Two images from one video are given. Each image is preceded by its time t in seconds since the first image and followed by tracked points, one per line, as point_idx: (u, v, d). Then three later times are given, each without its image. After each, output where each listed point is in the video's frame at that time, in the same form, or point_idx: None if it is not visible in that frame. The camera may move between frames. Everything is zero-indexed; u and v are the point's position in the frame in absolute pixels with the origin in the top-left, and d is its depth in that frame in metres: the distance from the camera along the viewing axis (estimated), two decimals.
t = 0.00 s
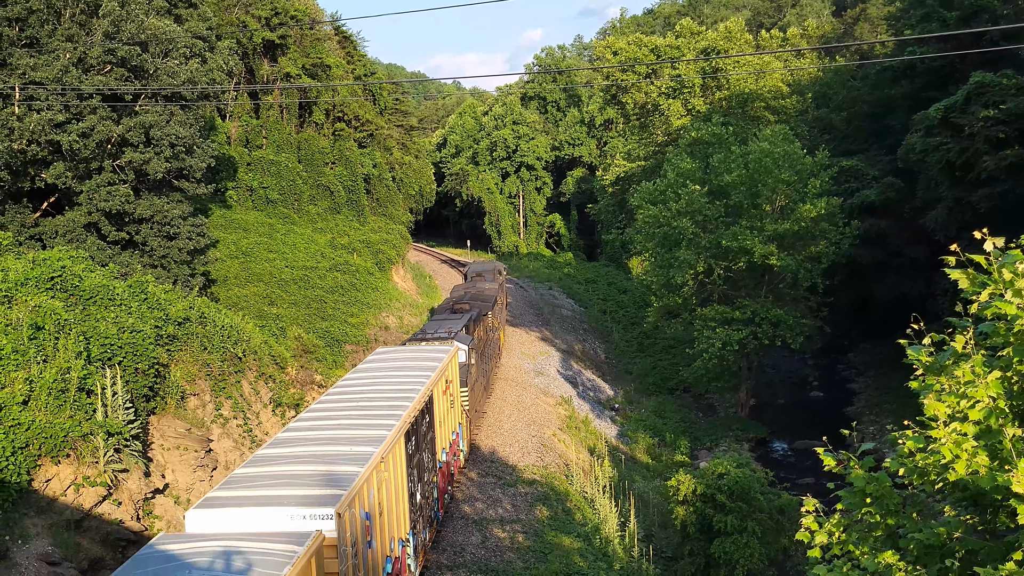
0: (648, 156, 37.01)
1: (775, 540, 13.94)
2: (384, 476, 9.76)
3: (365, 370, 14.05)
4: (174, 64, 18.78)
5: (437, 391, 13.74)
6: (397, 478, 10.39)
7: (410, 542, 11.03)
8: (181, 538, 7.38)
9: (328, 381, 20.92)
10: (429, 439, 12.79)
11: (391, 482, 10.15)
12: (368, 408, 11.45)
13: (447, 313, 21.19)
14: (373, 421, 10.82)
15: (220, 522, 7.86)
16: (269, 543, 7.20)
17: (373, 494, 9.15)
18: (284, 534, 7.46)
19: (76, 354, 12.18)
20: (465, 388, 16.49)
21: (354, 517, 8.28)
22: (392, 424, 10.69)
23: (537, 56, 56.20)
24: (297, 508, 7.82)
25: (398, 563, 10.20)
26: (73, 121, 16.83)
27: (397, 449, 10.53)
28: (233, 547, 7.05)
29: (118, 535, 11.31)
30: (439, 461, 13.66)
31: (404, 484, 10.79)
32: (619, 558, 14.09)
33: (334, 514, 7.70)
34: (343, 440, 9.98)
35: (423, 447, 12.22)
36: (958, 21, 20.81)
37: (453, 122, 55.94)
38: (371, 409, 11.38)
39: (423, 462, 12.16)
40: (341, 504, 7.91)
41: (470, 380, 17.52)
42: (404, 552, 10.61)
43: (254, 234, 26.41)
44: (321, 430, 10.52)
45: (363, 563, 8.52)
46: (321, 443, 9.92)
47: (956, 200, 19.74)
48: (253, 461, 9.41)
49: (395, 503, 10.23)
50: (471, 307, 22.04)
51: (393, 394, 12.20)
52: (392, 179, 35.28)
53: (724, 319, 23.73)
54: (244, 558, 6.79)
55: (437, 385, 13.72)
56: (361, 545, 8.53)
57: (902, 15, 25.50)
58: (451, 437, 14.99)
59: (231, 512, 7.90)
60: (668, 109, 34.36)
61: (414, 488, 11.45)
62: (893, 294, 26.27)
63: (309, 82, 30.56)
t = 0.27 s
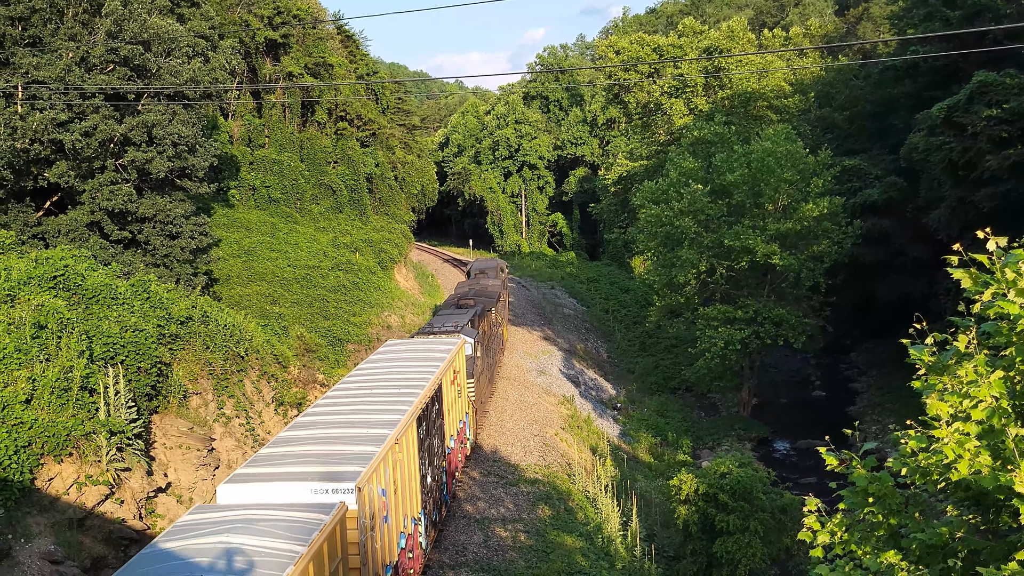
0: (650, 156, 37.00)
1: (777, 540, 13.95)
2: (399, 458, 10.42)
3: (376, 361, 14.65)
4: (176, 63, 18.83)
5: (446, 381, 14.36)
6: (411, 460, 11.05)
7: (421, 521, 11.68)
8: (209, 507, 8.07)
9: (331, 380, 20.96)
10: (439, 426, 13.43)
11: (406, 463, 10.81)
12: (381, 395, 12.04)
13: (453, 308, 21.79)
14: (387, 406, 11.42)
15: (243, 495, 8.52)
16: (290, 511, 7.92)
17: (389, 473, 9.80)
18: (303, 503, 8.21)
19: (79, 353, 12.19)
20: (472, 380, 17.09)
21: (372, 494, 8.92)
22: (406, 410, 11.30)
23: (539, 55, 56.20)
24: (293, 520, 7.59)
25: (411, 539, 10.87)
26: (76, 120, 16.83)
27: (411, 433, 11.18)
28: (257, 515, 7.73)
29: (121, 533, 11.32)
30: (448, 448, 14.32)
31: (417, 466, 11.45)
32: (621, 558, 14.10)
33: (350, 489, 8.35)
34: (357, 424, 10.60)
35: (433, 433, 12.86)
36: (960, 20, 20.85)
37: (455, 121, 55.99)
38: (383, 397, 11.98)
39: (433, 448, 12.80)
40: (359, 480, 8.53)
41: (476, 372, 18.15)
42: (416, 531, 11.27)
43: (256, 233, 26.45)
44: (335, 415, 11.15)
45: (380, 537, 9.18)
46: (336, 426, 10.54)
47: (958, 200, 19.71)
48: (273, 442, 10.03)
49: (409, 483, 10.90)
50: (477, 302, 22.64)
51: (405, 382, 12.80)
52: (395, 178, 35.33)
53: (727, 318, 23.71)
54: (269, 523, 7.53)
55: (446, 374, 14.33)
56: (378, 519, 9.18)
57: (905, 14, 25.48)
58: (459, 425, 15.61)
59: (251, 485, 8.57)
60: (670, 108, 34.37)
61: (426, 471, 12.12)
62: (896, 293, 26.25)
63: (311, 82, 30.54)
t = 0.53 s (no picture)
0: (653, 155, 36.97)
1: (779, 540, 13.95)
2: (412, 441, 11.05)
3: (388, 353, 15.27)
4: (179, 62, 18.88)
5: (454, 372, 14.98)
6: (422, 444, 11.70)
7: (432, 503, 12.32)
8: (241, 482, 8.72)
9: (333, 379, 20.98)
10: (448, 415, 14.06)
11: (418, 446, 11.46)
12: (393, 384, 12.63)
13: (459, 303, 22.45)
14: (399, 395, 12.01)
15: (268, 472, 9.10)
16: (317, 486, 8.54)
17: (403, 454, 10.44)
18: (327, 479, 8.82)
19: (82, 352, 12.22)
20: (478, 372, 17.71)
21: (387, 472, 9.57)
22: (416, 397, 11.90)
23: (542, 55, 56.19)
24: (292, 522, 7.49)
25: (422, 519, 11.52)
26: (79, 119, 16.81)
27: (423, 418, 11.82)
28: (285, 490, 8.34)
29: (124, 532, 11.33)
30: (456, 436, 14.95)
31: (428, 450, 12.10)
32: (624, 557, 14.11)
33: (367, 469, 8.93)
34: (371, 410, 11.19)
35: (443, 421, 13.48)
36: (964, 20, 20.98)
37: (458, 120, 56.02)
38: (395, 386, 12.57)
39: (443, 435, 13.44)
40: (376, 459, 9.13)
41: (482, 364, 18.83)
42: (427, 512, 11.91)
43: (258, 232, 26.47)
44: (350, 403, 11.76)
45: (395, 513, 9.82)
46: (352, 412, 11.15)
47: (962, 199, 19.67)
48: (294, 425, 10.66)
49: (421, 465, 11.55)
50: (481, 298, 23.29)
51: (416, 373, 13.40)
52: (397, 177, 35.40)
53: (729, 318, 23.70)
54: (297, 497, 8.12)
55: (455, 366, 14.95)
56: (393, 497, 9.83)
57: (908, 13, 25.43)
58: (467, 414, 16.25)
59: (277, 462, 9.17)
60: (673, 108, 34.36)
61: (436, 456, 12.77)
62: (898, 292, 26.22)
63: (314, 81, 30.54)
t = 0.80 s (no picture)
0: (655, 154, 36.96)
1: (781, 539, 13.98)
2: (423, 426, 11.66)
3: (398, 346, 15.84)
4: (182, 61, 18.89)
5: (461, 363, 15.53)
6: (432, 429, 12.28)
7: (440, 487, 12.88)
8: (266, 462, 9.28)
9: (335, 378, 20.99)
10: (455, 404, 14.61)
11: (428, 431, 12.04)
12: (403, 374, 13.15)
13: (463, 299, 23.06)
14: (409, 383, 12.55)
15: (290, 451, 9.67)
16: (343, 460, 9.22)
17: (415, 438, 11.05)
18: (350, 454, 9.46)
19: (84, 351, 12.22)
20: (483, 364, 18.25)
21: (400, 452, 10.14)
22: (426, 386, 12.43)
23: (544, 54, 56.19)
24: (295, 517, 7.53)
25: (431, 500, 12.10)
26: (82, 118, 16.85)
27: (433, 404, 12.45)
28: (313, 466, 8.99)
29: (126, 531, 11.32)
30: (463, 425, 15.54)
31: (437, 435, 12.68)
32: (625, 556, 14.12)
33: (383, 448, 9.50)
34: (383, 399, 11.69)
35: (451, 409, 14.05)
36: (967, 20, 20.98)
37: (459, 120, 56.01)
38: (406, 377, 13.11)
39: (451, 422, 14.03)
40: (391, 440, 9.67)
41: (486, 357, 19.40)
42: (436, 494, 12.49)
43: (260, 231, 26.48)
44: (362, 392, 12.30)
45: (407, 491, 10.39)
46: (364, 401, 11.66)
47: (964, 199, 19.64)
48: (313, 412, 11.22)
49: (431, 449, 12.14)
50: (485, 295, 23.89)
51: (425, 364, 13.94)
52: (399, 177, 35.46)
53: (731, 317, 23.69)
54: (324, 471, 8.79)
55: (461, 357, 15.52)
56: (406, 476, 10.39)
57: (910, 12, 25.41)
58: (473, 405, 16.91)
59: (298, 443, 9.73)
60: (675, 107, 34.35)
61: (444, 442, 13.33)
62: (900, 292, 26.18)
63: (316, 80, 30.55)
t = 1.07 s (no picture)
0: (657, 154, 36.96)
1: (783, 539, 13.97)
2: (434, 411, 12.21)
3: (407, 337, 16.38)
4: (184, 61, 18.93)
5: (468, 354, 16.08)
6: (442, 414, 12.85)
7: (449, 471, 13.46)
8: (287, 444, 9.78)
9: (337, 377, 21.00)
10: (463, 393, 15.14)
11: (438, 416, 12.61)
12: (412, 363, 13.66)
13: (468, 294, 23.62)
14: (419, 372, 13.05)
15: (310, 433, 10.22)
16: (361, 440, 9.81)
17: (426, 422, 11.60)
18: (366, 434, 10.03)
19: (86, 351, 12.22)
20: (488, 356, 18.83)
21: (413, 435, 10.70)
22: (435, 374, 12.95)
23: (546, 54, 56.20)
24: (298, 516, 7.53)
25: (441, 482, 12.68)
26: (83, 117, 16.86)
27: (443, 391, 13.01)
28: (333, 446, 9.56)
29: (128, 530, 11.33)
30: (471, 413, 16.13)
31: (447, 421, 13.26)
32: (627, 556, 14.12)
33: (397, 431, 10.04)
34: (394, 386, 12.18)
35: (459, 397, 14.61)
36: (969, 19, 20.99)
37: (461, 119, 56.01)
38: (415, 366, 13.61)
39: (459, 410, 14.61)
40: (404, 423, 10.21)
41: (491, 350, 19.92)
42: (445, 477, 13.09)
43: (262, 230, 26.48)
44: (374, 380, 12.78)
45: (420, 473, 10.96)
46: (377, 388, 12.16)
47: (966, 199, 19.63)
48: (329, 397, 11.78)
49: (441, 433, 12.72)
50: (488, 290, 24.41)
51: (434, 355, 14.44)
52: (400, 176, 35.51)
53: (733, 317, 23.67)
54: (344, 449, 9.40)
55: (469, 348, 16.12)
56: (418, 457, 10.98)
57: (912, 12, 25.39)
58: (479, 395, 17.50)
59: (317, 425, 10.28)
60: (677, 107, 34.35)
61: (453, 428, 13.90)
62: (902, 292, 26.14)
63: (318, 79, 30.56)
